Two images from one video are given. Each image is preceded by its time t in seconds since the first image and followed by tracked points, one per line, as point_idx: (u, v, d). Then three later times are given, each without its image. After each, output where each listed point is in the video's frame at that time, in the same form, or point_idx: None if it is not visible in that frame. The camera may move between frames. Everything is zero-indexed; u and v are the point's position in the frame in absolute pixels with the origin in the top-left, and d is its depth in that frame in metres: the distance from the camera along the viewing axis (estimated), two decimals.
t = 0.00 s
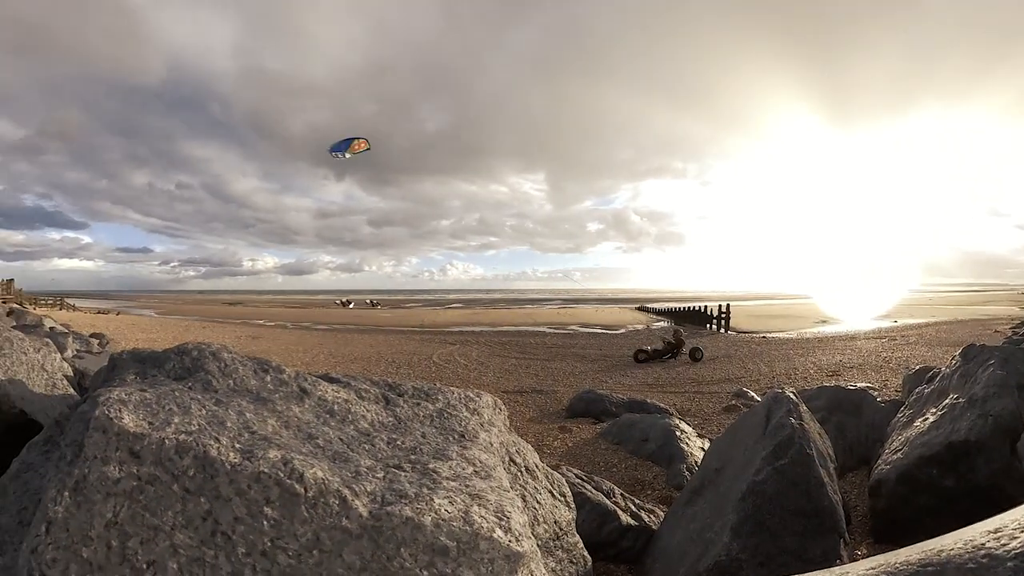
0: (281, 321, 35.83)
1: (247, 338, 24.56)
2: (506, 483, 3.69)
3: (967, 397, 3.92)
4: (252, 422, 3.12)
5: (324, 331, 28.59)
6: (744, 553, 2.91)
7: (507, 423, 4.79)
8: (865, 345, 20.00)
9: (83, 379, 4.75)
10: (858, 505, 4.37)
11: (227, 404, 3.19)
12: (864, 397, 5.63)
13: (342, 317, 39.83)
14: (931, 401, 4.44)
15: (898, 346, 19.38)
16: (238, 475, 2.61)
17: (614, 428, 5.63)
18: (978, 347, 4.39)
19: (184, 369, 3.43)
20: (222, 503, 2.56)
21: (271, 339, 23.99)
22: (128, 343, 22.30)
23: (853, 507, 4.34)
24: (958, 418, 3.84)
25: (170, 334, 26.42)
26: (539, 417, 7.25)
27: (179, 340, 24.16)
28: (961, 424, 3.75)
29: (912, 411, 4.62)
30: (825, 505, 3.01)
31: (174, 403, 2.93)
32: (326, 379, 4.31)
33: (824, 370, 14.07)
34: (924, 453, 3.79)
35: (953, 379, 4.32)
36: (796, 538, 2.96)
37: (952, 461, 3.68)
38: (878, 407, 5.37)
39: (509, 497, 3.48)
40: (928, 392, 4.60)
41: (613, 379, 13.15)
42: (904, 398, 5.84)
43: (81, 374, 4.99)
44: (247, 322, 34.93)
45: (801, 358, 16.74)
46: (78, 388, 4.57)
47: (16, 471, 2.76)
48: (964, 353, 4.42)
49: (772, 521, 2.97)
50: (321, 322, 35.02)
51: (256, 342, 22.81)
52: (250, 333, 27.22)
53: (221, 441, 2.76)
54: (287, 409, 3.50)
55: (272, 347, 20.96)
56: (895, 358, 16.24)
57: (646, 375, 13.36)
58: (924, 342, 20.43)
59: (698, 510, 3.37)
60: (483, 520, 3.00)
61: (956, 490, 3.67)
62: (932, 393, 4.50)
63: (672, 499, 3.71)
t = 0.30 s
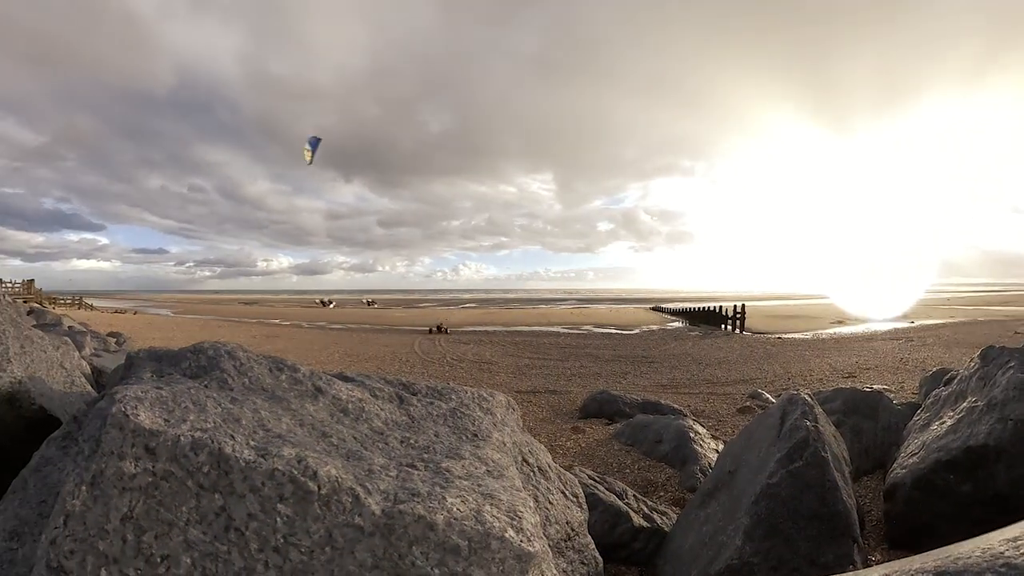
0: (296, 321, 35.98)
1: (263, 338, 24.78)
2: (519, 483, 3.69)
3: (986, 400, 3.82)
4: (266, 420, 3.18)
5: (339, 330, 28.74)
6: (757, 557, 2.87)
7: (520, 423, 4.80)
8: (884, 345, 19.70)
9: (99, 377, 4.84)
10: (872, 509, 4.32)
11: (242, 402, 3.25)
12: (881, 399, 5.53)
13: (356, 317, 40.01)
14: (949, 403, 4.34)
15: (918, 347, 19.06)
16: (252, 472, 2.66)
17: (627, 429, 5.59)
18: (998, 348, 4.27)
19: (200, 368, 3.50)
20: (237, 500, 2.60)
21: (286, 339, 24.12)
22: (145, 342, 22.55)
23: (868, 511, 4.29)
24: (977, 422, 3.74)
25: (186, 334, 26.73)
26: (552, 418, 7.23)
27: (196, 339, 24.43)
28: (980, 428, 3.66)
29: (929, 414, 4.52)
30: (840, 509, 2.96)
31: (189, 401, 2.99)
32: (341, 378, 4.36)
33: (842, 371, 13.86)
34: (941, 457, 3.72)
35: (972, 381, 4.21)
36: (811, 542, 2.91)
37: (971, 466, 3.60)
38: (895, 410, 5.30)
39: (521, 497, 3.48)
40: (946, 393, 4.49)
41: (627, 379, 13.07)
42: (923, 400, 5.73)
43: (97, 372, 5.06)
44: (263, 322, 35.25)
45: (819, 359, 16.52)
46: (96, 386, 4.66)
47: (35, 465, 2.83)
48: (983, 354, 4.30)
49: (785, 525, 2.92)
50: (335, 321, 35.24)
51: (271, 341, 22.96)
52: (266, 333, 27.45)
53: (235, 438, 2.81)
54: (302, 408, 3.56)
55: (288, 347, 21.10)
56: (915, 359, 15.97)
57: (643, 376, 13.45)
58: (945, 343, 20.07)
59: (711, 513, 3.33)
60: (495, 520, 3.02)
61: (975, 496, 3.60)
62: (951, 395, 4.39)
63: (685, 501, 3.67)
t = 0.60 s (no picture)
0: (311, 321, 36.10)
1: (280, 337, 25.04)
2: (531, 483, 3.68)
3: (1005, 403, 3.71)
4: (280, 418, 3.24)
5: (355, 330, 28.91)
6: (770, 560, 2.83)
7: (533, 423, 4.80)
8: (904, 346, 19.39)
9: (118, 375, 4.93)
10: (887, 514, 4.24)
11: (257, 400, 3.32)
12: (897, 400, 5.44)
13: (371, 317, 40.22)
14: (968, 405, 4.22)
15: (939, 347, 18.74)
16: (266, 469, 2.71)
17: (642, 430, 5.56)
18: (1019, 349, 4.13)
19: (216, 366, 3.58)
20: (250, 497, 2.65)
21: (302, 338, 24.26)
22: (164, 342, 22.81)
23: (883, 516, 4.20)
24: (996, 426, 3.65)
25: (204, 334, 27.11)
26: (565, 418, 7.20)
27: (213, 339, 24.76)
28: (999, 432, 3.56)
29: (948, 416, 4.41)
30: (855, 513, 2.90)
31: (205, 399, 3.07)
32: (355, 377, 4.42)
33: (862, 373, 13.65)
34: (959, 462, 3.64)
35: (991, 382, 4.09)
36: (824, 547, 2.85)
37: (988, 472, 3.52)
38: (912, 412, 5.21)
39: (533, 497, 3.48)
40: (965, 395, 4.37)
41: (642, 380, 12.98)
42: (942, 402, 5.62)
43: (115, 370, 5.15)
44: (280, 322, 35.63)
45: (838, 360, 16.27)
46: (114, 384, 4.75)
47: (54, 460, 2.92)
48: (1003, 355, 4.17)
49: (799, 528, 2.88)
50: (351, 321, 35.52)
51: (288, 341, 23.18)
52: (282, 333, 27.74)
53: (250, 436, 2.87)
54: (317, 405, 3.62)
55: (305, 347, 21.23)
56: (938, 360, 15.66)
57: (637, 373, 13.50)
58: (966, 343, 19.71)
59: (724, 515, 3.29)
60: (507, 519, 3.04)
61: (994, 502, 3.51)
62: (970, 397, 4.27)
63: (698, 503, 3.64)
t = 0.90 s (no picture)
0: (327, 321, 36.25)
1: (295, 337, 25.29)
2: (544, 483, 3.67)
3: None
4: (295, 416, 3.29)
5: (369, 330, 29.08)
6: (783, 565, 2.78)
7: (546, 423, 4.80)
8: (922, 346, 19.09)
9: (135, 373, 5.02)
10: (901, 519, 4.18)
11: (272, 398, 3.39)
12: (913, 403, 5.37)
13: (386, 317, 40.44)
14: (987, 409, 4.13)
15: (958, 348, 18.44)
16: (281, 467, 2.75)
17: (655, 431, 5.52)
18: None
19: (232, 364, 3.65)
20: (264, 494, 2.69)
21: (318, 339, 24.41)
22: (182, 341, 23.12)
23: (897, 521, 4.14)
24: (1016, 430, 3.56)
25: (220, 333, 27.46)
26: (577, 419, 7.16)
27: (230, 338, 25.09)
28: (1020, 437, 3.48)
29: (966, 420, 4.32)
30: (870, 518, 2.84)
31: (221, 397, 3.14)
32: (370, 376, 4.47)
33: (879, 374, 13.45)
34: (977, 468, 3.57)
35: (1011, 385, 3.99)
36: (838, 552, 2.81)
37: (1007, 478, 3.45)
38: (929, 415, 5.13)
39: (545, 497, 3.48)
40: (984, 398, 4.28)
41: (657, 381, 12.88)
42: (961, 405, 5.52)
43: (132, 368, 5.24)
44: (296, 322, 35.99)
45: (855, 361, 16.06)
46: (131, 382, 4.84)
47: (72, 455, 2.99)
48: None
49: (812, 533, 2.83)
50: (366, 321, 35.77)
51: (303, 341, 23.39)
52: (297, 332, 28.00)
53: (265, 434, 2.92)
54: (331, 404, 3.67)
55: (320, 346, 21.36)
56: (961, 361, 15.36)
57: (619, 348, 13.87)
58: (987, 343, 19.38)
59: (738, 519, 3.24)
60: (518, 519, 3.05)
61: (1014, 509, 3.44)
62: (989, 401, 4.18)
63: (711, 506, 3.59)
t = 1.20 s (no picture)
0: (340, 321, 36.17)
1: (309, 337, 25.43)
2: (556, 484, 3.67)
3: None
4: (309, 415, 3.33)
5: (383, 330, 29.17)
6: (795, 569, 2.74)
7: (559, 423, 4.79)
8: (942, 347, 18.81)
9: (151, 371, 5.10)
10: (918, 526, 4.10)
11: (287, 397, 3.44)
12: (929, 405, 5.29)
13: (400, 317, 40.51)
14: (1005, 413, 4.03)
15: (979, 349, 18.09)
16: (294, 464, 2.80)
17: (668, 433, 5.48)
18: None
19: (247, 362, 3.71)
20: (277, 492, 2.74)
21: (332, 338, 24.47)
22: (198, 340, 23.39)
23: (913, 527, 4.06)
24: None
25: (235, 332, 27.74)
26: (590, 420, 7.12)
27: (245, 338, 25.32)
28: None
29: (984, 423, 4.21)
30: (885, 523, 2.79)
31: (236, 395, 3.20)
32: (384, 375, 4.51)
33: (898, 375, 13.23)
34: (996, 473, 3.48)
35: None
36: (851, 557, 2.76)
37: None
38: (946, 418, 5.04)
39: (557, 498, 3.48)
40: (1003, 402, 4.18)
41: (671, 382, 12.77)
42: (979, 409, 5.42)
43: (148, 367, 5.33)
44: (310, 322, 36.25)
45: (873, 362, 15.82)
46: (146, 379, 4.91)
47: (90, 451, 3.07)
48: None
49: (825, 537, 2.78)
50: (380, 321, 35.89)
51: (318, 340, 23.54)
52: (311, 332, 28.20)
53: (279, 432, 2.96)
54: (344, 402, 3.72)
55: (335, 346, 21.47)
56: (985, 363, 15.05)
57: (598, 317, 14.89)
58: (1009, 344, 19.02)
59: (751, 522, 3.20)
60: (529, 519, 3.06)
61: None
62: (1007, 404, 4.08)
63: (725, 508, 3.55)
